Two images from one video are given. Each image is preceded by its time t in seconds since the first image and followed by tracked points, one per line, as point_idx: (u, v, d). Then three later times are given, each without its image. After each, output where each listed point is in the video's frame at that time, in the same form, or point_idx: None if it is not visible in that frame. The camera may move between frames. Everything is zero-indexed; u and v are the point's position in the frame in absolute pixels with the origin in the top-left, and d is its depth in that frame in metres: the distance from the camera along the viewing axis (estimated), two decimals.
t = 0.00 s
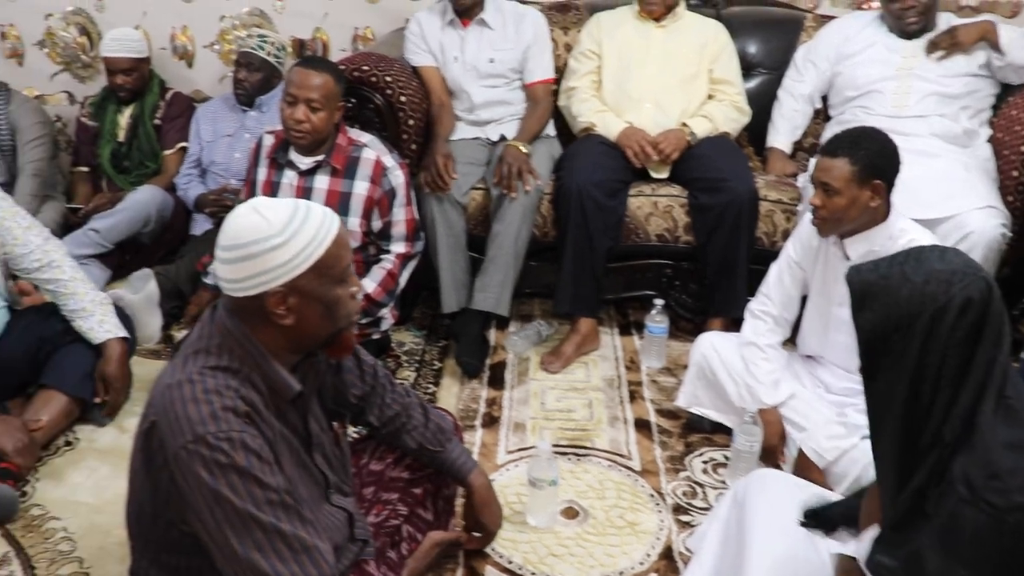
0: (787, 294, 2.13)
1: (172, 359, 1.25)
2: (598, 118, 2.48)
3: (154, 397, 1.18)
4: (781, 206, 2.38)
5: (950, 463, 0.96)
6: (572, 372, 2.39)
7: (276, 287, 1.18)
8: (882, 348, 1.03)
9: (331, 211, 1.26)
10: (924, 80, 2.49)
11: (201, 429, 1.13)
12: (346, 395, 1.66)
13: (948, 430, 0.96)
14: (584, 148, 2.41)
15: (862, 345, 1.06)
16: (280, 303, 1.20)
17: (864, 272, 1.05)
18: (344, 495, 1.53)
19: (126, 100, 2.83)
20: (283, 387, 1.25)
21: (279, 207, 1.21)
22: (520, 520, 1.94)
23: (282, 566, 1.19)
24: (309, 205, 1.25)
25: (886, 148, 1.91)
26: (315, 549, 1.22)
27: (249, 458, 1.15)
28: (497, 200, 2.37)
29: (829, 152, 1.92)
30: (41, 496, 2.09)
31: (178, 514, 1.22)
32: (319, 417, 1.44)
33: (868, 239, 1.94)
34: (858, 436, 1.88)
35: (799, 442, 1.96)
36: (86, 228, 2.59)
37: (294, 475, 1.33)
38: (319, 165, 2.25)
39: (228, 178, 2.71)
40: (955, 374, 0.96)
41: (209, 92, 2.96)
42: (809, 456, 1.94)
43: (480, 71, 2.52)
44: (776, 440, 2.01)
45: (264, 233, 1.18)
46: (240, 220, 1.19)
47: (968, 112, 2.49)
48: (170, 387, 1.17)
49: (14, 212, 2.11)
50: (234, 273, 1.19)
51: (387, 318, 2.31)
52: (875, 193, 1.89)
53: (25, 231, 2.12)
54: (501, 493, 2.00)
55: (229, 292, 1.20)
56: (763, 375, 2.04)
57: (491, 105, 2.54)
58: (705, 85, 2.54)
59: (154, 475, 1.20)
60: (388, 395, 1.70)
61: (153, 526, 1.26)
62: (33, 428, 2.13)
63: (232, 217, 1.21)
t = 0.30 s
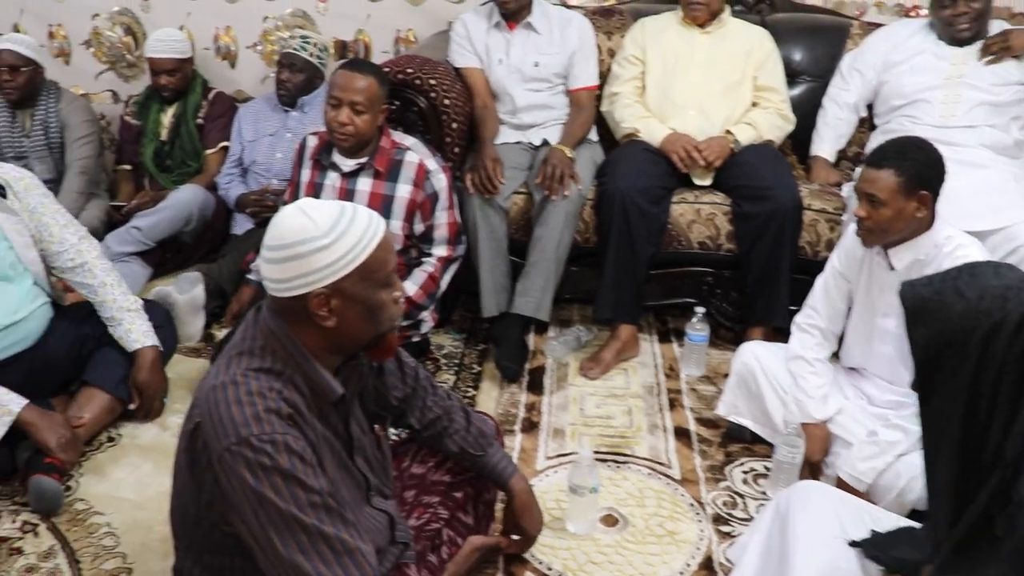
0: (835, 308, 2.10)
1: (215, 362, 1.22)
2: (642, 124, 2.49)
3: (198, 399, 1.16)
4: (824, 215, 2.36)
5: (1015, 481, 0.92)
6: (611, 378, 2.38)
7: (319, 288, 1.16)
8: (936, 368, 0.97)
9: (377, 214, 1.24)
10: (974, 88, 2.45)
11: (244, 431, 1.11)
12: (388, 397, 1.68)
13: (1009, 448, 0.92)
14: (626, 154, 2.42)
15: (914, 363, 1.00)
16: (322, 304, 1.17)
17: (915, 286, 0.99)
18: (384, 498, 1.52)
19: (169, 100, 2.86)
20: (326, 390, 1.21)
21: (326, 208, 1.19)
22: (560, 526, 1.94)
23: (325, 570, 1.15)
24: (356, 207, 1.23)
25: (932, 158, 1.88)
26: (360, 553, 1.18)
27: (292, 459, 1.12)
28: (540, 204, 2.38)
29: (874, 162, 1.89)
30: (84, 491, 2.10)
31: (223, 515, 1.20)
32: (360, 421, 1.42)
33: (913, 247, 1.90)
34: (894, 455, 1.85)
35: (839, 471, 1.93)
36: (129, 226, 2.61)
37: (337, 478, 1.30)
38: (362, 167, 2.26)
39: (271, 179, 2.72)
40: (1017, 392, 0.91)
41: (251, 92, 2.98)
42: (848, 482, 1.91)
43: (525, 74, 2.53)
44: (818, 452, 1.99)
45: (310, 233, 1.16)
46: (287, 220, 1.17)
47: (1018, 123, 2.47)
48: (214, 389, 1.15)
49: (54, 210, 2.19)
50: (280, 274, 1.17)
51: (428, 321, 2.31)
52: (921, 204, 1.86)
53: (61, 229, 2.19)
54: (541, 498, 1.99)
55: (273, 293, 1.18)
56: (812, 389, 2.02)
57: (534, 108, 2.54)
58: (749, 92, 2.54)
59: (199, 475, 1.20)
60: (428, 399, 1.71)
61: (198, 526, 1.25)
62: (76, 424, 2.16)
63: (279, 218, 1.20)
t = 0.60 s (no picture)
0: (866, 317, 2.07)
1: (251, 363, 1.19)
2: (674, 131, 2.50)
3: (232, 401, 1.13)
4: (856, 226, 2.36)
5: None
6: (639, 386, 2.38)
7: (351, 290, 1.11)
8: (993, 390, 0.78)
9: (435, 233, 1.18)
10: (1009, 100, 2.44)
11: (280, 433, 1.07)
12: (420, 402, 1.66)
13: None
14: (658, 162, 2.44)
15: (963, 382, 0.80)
16: (351, 307, 1.12)
17: (970, 296, 0.80)
18: (417, 501, 1.45)
19: (199, 99, 2.87)
20: (358, 398, 1.18)
21: (382, 215, 1.14)
22: (589, 534, 1.92)
23: None
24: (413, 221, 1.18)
25: (975, 171, 1.86)
26: (395, 558, 1.13)
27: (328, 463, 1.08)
28: (572, 209, 2.37)
29: (919, 174, 1.86)
30: (113, 491, 2.11)
31: (257, 518, 1.16)
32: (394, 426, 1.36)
33: (950, 259, 1.89)
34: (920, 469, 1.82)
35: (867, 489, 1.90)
36: (157, 225, 2.62)
37: (372, 483, 1.25)
38: (394, 171, 2.25)
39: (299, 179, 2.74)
40: None
41: (281, 93, 2.99)
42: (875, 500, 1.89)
43: (557, 79, 2.53)
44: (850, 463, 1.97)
45: (358, 236, 1.11)
46: (341, 219, 1.14)
47: None
48: (249, 392, 1.11)
49: (85, 212, 2.20)
50: (322, 266, 1.13)
51: (456, 325, 2.30)
52: (966, 217, 1.85)
53: (92, 231, 2.20)
54: (570, 506, 1.99)
55: (312, 284, 1.15)
56: (839, 397, 2.00)
57: (566, 114, 2.55)
58: (781, 101, 2.53)
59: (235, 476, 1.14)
60: (460, 404, 1.68)
61: (234, 527, 1.19)
62: (106, 424, 2.16)
63: (337, 213, 1.16)
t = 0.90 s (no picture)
0: (899, 326, 2.05)
1: (300, 369, 1.18)
2: (702, 139, 2.48)
3: (281, 407, 1.11)
4: (885, 236, 2.34)
5: None
6: (666, 395, 2.37)
7: (413, 301, 1.10)
8: None
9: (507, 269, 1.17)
10: None
11: (334, 440, 1.06)
12: (458, 413, 1.68)
13: None
14: (687, 169, 2.43)
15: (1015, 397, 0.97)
16: (408, 318, 1.11)
17: None
18: (457, 515, 1.43)
19: (224, 104, 2.87)
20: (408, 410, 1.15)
21: (462, 238, 1.14)
22: (619, 545, 1.91)
23: None
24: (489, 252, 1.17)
25: (1015, 179, 1.84)
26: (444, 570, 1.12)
27: (381, 472, 1.07)
28: (603, 216, 2.37)
29: (961, 183, 1.83)
30: (142, 496, 2.10)
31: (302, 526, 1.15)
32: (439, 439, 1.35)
33: (985, 269, 1.87)
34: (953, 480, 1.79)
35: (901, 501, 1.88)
36: (183, 229, 2.62)
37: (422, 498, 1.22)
38: (421, 178, 2.24)
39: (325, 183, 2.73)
40: None
41: (306, 97, 2.99)
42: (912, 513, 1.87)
43: (585, 87, 2.52)
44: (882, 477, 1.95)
45: (434, 253, 1.11)
46: (422, 233, 1.13)
47: None
48: (301, 399, 1.10)
49: (116, 217, 2.21)
50: (391, 273, 1.12)
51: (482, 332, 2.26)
52: (1008, 225, 1.83)
53: (122, 235, 2.21)
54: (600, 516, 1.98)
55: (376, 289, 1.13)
56: (867, 408, 1.98)
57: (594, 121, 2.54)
58: (810, 109, 2.52)
59: (278, 484, 1.12)
60: (495, 414, 1.70)
61: (273, 536, 1.16)
62: (135, 430, 2.16)
63: (417, 228, 1.16)
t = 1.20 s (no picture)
0: (937, 346, 2.03)
1: (358, 384, 1.22)
2: (734, 154, 2.47)
3: (344, 419, 1.15)
4: (918, 255, 2.32)
5: None
6: (694, 411, 2.36)
7: (485, 325, 1.16)
8: None
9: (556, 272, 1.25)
10: None
11: (402, 456, 1.10)
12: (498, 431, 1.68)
13: None
14: (716, 183, 2.42)
15: None
16: (480, 344, 1.17)
17: None
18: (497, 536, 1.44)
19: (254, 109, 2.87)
20: (467, 426, 1.21)
21: (511, 254, 1.20)
22: (647, 564, 1.89)
23: None
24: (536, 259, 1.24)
25: None
26: None
27: (445, 489, 1.12)
28: (631, 231, 2.36)
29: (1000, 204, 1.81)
30: (168, 500, 2.10)
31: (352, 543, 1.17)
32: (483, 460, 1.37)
33: None
34: (990, 504, 1.76)
35: (936, 524, 1.85)
36: (211, 233, 2.63)
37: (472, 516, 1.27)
38: (453, 189, 2.24)
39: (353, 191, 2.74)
40: None
41: (335, 103, 2.99)
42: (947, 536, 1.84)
43: (615, 101, 2.51)
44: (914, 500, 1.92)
45: (493, 274, 1.17)
46: (473, 255, 1.19)
47: None
48: (366, 412, 1.13)
49: (149, 221, 2.22)
50: (450, 301, 1.18)
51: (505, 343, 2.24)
52: None
53: (155, 240, 2.22)
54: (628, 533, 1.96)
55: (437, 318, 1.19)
56: (908, 427, 1.94)
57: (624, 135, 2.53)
58: (843, 126, 2.50)
59: (337, 496, 1.15)
60: (531, 431, 1.71)
61: (324, 548, 1.18)
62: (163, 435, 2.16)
63: (464, 248, 1.22)
